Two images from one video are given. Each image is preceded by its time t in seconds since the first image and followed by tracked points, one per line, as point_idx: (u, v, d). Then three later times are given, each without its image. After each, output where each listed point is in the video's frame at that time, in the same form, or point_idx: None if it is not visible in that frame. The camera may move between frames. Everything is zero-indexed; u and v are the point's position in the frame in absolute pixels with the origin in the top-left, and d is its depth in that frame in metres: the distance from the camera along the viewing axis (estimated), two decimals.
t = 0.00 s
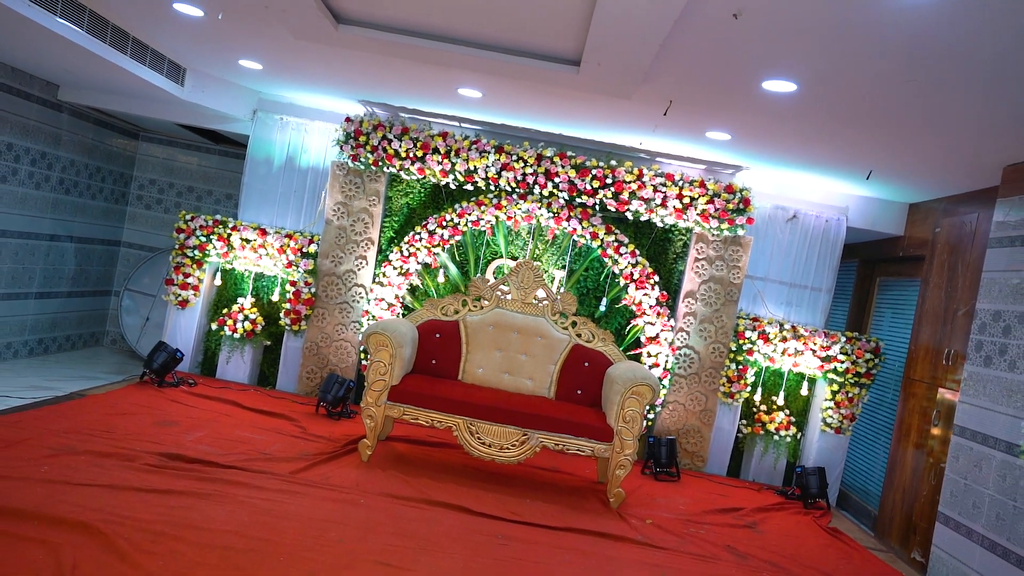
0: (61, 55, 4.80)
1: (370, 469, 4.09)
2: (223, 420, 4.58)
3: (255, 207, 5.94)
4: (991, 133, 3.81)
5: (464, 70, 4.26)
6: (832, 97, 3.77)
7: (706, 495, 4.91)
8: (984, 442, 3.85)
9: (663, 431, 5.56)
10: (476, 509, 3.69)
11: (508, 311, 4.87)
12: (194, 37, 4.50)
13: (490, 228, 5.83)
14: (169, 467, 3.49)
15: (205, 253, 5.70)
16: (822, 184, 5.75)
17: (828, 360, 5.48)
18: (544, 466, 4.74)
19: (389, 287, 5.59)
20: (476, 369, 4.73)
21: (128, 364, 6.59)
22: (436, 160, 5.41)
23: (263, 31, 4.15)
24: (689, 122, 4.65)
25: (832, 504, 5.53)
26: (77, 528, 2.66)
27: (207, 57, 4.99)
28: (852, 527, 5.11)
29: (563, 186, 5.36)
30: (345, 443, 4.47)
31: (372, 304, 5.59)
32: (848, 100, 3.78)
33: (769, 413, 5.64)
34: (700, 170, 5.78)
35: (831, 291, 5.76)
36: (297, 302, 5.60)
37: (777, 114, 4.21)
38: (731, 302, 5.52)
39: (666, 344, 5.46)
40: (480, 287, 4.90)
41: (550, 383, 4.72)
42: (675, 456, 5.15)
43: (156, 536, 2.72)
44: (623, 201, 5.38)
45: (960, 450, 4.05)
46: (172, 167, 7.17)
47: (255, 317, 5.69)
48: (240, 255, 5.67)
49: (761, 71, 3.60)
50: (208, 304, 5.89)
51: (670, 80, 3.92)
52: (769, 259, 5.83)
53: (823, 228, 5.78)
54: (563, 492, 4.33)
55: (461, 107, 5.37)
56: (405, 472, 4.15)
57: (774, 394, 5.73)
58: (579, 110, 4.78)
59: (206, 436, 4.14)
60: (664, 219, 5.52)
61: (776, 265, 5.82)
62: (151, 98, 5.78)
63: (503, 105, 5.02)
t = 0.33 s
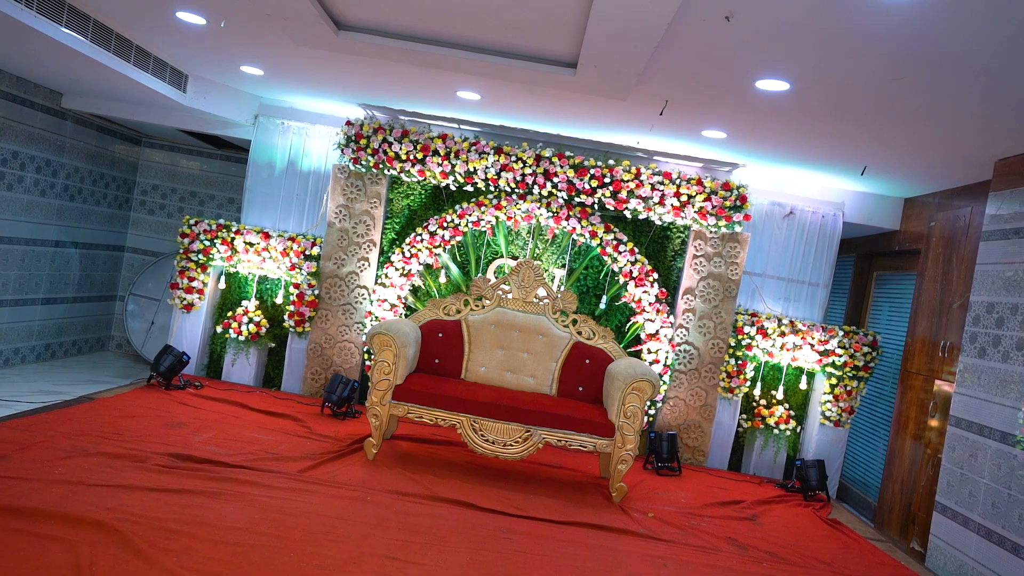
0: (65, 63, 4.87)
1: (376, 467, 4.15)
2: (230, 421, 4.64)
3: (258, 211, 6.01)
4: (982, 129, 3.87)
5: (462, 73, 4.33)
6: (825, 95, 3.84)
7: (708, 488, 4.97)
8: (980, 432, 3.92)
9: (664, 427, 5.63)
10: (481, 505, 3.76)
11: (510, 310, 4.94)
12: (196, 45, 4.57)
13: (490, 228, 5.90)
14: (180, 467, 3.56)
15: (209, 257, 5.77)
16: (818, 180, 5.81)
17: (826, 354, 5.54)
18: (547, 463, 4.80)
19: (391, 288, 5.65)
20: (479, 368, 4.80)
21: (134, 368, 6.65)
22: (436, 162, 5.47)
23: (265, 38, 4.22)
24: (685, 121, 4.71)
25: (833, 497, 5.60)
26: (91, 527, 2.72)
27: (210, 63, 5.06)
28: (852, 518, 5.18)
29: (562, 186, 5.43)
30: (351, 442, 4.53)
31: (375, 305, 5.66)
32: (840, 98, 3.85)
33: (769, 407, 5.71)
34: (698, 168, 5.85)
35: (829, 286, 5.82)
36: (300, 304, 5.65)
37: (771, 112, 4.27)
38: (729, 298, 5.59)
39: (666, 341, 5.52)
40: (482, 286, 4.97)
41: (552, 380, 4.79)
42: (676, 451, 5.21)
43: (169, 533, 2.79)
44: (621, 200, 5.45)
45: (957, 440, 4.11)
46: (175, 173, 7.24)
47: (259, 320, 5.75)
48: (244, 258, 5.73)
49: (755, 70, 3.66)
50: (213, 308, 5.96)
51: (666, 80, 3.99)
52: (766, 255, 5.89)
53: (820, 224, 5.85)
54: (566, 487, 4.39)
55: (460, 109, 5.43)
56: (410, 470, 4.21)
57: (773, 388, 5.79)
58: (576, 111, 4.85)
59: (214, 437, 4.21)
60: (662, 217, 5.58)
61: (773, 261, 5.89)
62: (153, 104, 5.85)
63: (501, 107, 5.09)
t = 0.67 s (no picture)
0: (70, 73, 4.94)
1: (382, 465, 4.23)
2: (238, 422, 4.72)
3: (261, 215, 6.10)
4: (972, 124, 3.95)
5: (462, 77, 4.40)
6: (817, 92, 3.91)
7: (709, 481, 5.05)
8: (974, 421, 4.00)
9: (665, 422, 5.71)
10: (485, 500, 3.84)
11: (511, 309, 5.01)
12: (198, 52, 4.65)
13: (490, 228, 5.97)
14: (190, 467, 3.63)
15: (214, 261, 5.85)
16: (814, 176, 5.88)
17: (824, 347, 5.60)
18: (550, 458, 4.87)
19: (394, 288, 5.73)
20: (481, 366, 4.87)
21: (141, 372, 6.73)
22: (436, 163, 5.54)
23: (268, 45, 4.30)
24: (680, 120, 4.78)
25: (832, 488, 5.68)
26: (107, 525, 2.80)
27: (212, 70, 5.13)
28: (851, 509, 5.25)
29: (561, 186, 5.50)
30: (357, 441, 4.61)
31: (378, 306, 5.75)
32: (832, 95, 3.92)
33: (768, 401, 5.78)
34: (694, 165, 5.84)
35: (825, 280, 5.92)
36: (304, 305, 5.72)
37: (765, 111, 4.35)
38: (727, 294, 5.67)
39: (666, 337, 5.59)
40: (484, 286, 5.06)
41: (554, 377, 4.86)
42: (677, 445, 5.29)
43: (183, 530, 2.87)
44: (619, 199, 5.53)
45: (952, 430, 4.19)
46: (178, 178, 7.31)
47: (264, 323, 5.81)
48: (248, 262, 5.79)
49: (747, 70, 3.74)
50: (218, 311, 6.04)
51: (661, 81, 4.06)
52: (764, 251, 5.97)
53: (816, 219, 5.91)
54: (569, 482, 4.47)
55: (459, 111, 5.50)
56: (416, 468, 4.29)
57: (772, 382, 5.87)
58: (573, 112, 4.92)
59: (223, 438, 4.28)
60: (660, 214, 5.66)
61: (771, 257, 5.97)
62: (156, 111, 5.92)
63: (500, 109, 5.16)
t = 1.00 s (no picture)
0: (74, 81, 5.00)
1: (388, 463, 4.30)
2: (245, 423, 4.79)
3: (264, 218, 6.16)
4: (963, 119, 4.01)
5: (462, 80, 4.47)
6: (811, 91, 3.98)
7: (710, 475, 5.12)
8: (970, 411, 4.06)
9: (666, 417, 5.78)
10: (489, 496, 3.91)
11: (512, 308, 5.08)
12: (200, 59, 4.71)
13: (490, 229, 6.04)
14: (200, 467, 3.70)
15: (218, 265, 5.92)
16: (810, 172, 5.95)
17: (822, 341, 5.67)
18: (554, 455, 4.94)
19: (397, 289, 5.79)
20: (484, 365, 4.96)
21: (147, 375, 6.80)
22: (436, 165, 5.60)
23: (269, 52, 4.37)
24: (676, 119, 4.84)
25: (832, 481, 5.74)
26: (121, 524, 2.87)
27: (213, 76, 5.20)
28: (851, 501, 5.32)
29: (560, 186, 5.56)
30: (362, 441, 4.68)
31: (381, 306, 5.80)
32: (825, 93, 3.99)
33: (768, 395, 5.84)
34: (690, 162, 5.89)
35: (822, 275, 5.98)
36: (308, 307, 5.81)
37: (759, 109, 4.42)
38: (726, 290, 5.74)
39: (666, 333, 5.66)
40: (485, 286, 5.11)
41: (556, 374, 4.94)
42: (679, 440, 5.36)
43: (195, 528, 2.94)
44: (618, 198, 5.60)
45: (948, 420, 4.26)
46: (180, 183, 7.38)
47: (268, 325, 5.89)
48: (252, 265, 5.86)
49: (741, 69, 3.80)
50: (222, 314, 6.11)
51: (657, 81, 4.13)
52: (761, 247, 6.03)
53: (813, 215, 5.98)
54: (572, 477, 4.54)
55: (459, 113, 5.57)
56: (421, 465, 4.36)
57: (771, 376, 5.93)
58: (571, 112, 4.98)
59: (230, 438, 4.35)
60: (659, 212, 5.72)
61: (768, 253, 6.03)
62: (159, 117, 5.98)
63: (499, 110, 5.23)
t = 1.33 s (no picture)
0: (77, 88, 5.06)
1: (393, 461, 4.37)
2: (251, 424, 4.86)
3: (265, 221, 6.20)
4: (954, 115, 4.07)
5: (461, 82, 4.55)
6: (804, 89, 4.04)
7: (711, 469, 5.18)
8: (965, 402, 4.13)
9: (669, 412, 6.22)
10: (494, 492, 3.97)
11: (513, 307, 5.15)
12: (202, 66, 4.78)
13: (491, 228, 6.24)
14: (209, 467, 3.77)
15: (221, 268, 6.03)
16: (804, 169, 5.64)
17: (820, 335, 5.81)
18: (557, 451, 5.01)
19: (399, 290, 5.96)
20: (487, 363, 5.02)
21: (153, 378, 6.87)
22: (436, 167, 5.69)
23: (271, 57, 4.43)
24: (673, 118, 4.91)
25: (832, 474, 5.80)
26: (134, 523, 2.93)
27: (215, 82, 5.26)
28: (851, 492, 5.39)
29: (559, 185, 5.94)
30: (368, 439, 4.75)
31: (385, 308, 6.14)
32: (818, 91, 4.05)
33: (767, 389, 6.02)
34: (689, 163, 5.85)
35: (820, 270, 5.86)
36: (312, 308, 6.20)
37: (754, 108, 4.49)
38: (724, 287, 6.16)
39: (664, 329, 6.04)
40: (487, 286, 5.18)
41: (558, 372, 5.01)
42: (679, 435, 5.43)
43: (206, 526, 3.00)
44: (616, 197, 5.96)
45: (944, 412, 4.33)
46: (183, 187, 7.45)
47: (271, 328, 6.16)
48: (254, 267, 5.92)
49: (735, 69, 3.87)
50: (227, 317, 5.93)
51: (652, 81, 4.19)
52: (759, 243, 6.11)
53: (811, 208, 5.77)
54: (575, 473, 4.60)
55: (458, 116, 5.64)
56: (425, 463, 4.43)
57: (772, 370, 6.02)
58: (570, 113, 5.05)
59: (238, 438, 4.42)
60: (657, 211, 6.08)
61: (766, 249, 6.09)
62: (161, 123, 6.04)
63: (497, 112, 5.30)
